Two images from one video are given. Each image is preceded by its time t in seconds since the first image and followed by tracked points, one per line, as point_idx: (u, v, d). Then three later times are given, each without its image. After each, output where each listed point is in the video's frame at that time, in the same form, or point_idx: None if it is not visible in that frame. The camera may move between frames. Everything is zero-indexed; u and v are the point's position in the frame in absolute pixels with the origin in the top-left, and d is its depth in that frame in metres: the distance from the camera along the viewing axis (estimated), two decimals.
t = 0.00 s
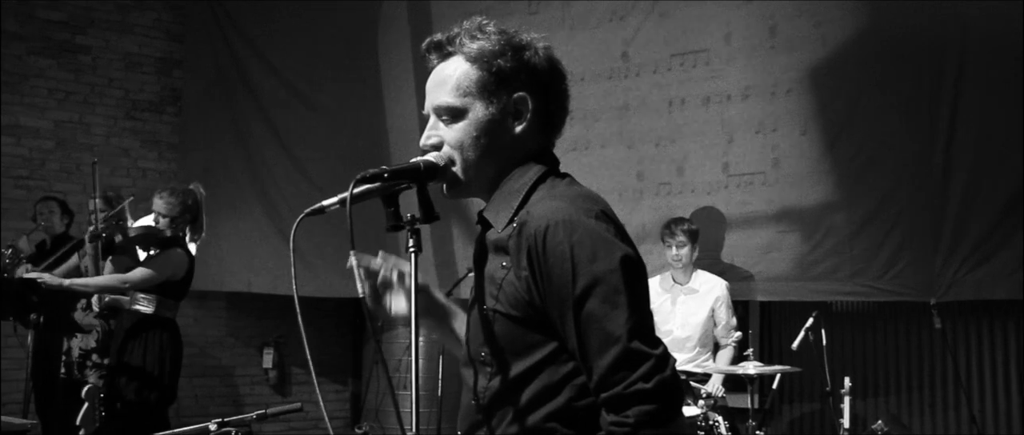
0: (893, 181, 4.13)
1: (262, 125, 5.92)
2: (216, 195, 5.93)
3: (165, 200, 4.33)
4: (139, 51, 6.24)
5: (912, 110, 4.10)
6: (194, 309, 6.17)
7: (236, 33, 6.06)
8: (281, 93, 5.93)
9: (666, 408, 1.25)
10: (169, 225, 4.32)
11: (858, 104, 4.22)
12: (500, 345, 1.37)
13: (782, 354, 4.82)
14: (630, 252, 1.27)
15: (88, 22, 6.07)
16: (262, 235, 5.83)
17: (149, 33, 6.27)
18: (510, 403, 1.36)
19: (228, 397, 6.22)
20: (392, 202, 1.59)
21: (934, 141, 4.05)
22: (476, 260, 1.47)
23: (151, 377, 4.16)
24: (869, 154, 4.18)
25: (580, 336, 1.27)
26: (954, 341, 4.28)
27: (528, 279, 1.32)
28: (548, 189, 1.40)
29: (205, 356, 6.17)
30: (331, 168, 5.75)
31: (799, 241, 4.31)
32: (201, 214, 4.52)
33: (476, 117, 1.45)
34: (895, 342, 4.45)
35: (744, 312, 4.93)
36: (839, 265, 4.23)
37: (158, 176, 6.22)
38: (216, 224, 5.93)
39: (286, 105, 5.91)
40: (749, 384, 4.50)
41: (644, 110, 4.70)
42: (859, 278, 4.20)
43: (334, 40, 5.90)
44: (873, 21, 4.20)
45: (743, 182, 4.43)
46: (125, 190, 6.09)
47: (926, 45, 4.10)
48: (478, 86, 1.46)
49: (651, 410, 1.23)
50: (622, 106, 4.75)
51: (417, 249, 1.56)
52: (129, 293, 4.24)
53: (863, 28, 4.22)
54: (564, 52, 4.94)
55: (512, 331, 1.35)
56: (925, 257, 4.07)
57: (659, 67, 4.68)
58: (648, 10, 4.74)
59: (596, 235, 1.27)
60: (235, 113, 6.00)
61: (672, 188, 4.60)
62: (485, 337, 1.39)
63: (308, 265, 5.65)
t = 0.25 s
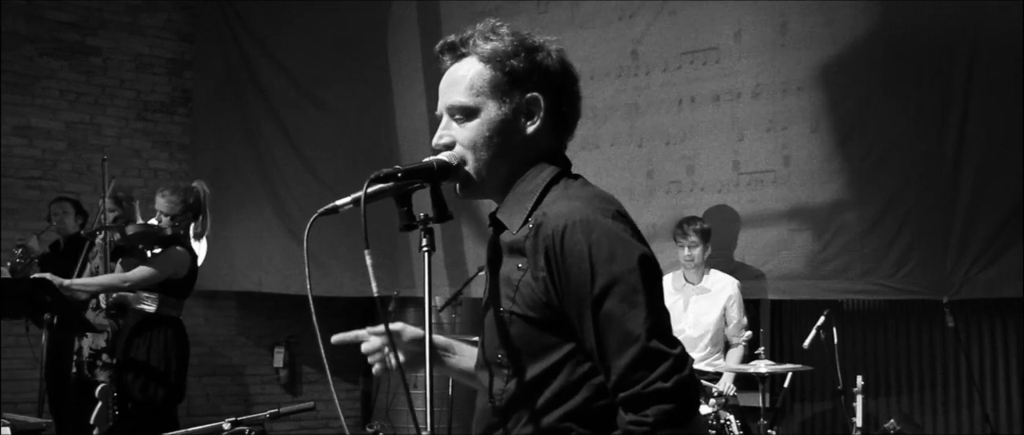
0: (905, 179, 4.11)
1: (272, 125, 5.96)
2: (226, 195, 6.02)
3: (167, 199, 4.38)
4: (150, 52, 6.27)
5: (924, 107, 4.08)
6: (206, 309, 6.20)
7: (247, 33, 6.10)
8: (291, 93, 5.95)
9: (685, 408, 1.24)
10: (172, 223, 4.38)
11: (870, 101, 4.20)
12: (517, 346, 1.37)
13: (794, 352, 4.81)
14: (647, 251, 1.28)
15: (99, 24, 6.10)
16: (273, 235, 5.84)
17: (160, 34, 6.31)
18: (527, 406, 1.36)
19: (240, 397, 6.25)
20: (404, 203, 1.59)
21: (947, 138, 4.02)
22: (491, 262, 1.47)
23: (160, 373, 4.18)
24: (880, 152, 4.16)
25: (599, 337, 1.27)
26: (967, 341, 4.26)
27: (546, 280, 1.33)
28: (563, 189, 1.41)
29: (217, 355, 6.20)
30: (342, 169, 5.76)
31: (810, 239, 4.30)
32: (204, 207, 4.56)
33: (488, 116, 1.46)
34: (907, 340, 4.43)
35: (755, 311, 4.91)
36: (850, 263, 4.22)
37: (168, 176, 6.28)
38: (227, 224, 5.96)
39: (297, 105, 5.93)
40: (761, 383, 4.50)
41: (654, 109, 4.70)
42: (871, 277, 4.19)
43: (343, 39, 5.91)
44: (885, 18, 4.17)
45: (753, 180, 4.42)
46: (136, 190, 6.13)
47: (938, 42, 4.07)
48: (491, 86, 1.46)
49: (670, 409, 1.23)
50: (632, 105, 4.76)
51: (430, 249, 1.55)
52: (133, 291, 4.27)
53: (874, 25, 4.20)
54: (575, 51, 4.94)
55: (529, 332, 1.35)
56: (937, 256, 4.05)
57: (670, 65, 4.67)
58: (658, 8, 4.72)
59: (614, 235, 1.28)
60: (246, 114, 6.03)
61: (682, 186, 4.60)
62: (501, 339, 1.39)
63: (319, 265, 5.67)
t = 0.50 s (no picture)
0: (918, 176, 4.09)
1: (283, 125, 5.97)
2: (236, 195, 6.01)
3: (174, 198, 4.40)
4: (162, 52, 6.30)
5: (936, 104, 4.06)
6: (218, 309, 6.23)
7: (258, 33, 6.13)
8: (302, 93, 5.98)
9: (697, 403, 1.24)
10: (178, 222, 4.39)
11: (882, 98, 4.18)
12: (529, 342, 1.37)
13: (806, 350, 4.78)
14: (658, 245, 1.27)
15: (111, 24, 6.14)
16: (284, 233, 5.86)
17: (171, 35, 6.33)
18: (540, 401, 1.36)
19: (252, 396, 6.28)
20: (420, 200, 1.60)
21: (960, 134, 4.00)
22: (503, 257, 1.47)
23: (169, 369, 4.21)
24: (892, 148, 4.14)
25: (610, 331, 1.28)
26: (982, 339, 4.23)
27: (557, 275, 1.33)
28: (575, 185, 1.41)
29: (229, 354, 6.23)
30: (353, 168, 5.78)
31: (822, 238, 4.28)
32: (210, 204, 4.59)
33: (506, 105, 1.46)
34: (920, 338, 4.41)
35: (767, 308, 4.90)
36: (863, 261, 4.19)
37: (180, 176, 6.30)
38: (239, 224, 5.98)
39: (308, 104, 5.96)
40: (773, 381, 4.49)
41: (665, 107, 4.69)
42: (884, 275, 4.16)
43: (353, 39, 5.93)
44: (896, 14, 4.15)
45: (765, 178, 4.41)
46: (149, 190, 6.16)
47: (951, 38, 4.05)
48: (511, 76, 1.46)
49: (682, 404, 1.23)
50: (643, 102, 4.75)
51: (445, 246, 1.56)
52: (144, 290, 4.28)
53: (886, 21, 4.18)
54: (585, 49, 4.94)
55: (541, 328, 1.35)
56: (950, 253, 4.03)
57: (681, 63, 4.66)
58: (668, 6, 4.71)
59: (624, 229, 1.27)
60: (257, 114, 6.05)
61: (693, 184, 4.59)
62: (513, 335, 1.39)
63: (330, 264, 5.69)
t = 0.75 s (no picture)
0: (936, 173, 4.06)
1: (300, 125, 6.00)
2: (251, 194, 5.91)
3: (190, 197, 4.44)
4: (180, 53, 6.35)
5: (955, 100, 4.03)
6: (235, 307, 6.27)
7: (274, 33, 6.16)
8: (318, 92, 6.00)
9: (719, 404, 1.24)
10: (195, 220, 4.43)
11: (899, 95, 4.15)
12: (550, 343, 1.37)
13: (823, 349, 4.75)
14: (680, 247, 1.27)
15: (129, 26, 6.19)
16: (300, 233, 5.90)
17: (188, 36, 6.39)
18: (561, 402, 1.36)
19: (269, 394, 6.32)
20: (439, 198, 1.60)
21: (979, 131, 3.97)
22: (523, 257, 1.47)
23: (186, 366, 4.23)
24: (910, 146, 4.11)
25: (631, 331, 1.28)
26: (1001, 340, 4.21)
27: (578, 276, 1.33)
28: (596, 185, 1.41)
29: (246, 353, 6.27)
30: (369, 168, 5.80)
31: (839, 236, 4.25)
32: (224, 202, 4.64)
33: (522, 110, 1.46)
34: (939, 337, 4.38)
35: (783, 307, 4.87)
36: (880, 260, 4.17)
37: (198, 175, 6.36)
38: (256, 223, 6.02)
39: (323, 104, 5.98)
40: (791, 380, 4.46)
41: (681, 105, 4.68)
42: (902, 273, 4.13)
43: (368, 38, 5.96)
44: (913, 11, 4.12)
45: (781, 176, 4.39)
46: (166, 189, 6.21)
47: (968, 34, 4.01)
48: (526, 80, 1.47)
49: (703, 405, 1.23)
50: (658, 100, 4.74)
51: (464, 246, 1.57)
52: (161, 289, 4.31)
53: (903, 17, 4.15)
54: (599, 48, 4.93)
55: (563, 329, 1.35)
56: (968, 251, 4.00)
57: (696, 61, 4.65)
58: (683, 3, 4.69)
59: (645, 231, 1.27)
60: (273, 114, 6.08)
61: (709, 182, 4.58)
62: (535, 335, 1.39)
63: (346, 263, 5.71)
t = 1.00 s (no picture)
0: (954, 170, 4.02)
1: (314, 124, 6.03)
2: (267, 194, 5.94)
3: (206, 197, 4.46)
4: (195, 53, 6.40)
5: (973, 97, 4.00)
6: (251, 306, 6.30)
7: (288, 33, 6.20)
8: (332, 92, 6.03)
9: (749, 400, 1.25)
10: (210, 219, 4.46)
11: (916, 92, 4.12)
12: (573, 346, 1.36)
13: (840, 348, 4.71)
14: (705, 245, 1.28)
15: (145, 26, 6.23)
16: (316, 232, 5.92)
17: (204, 36, 6.44)
18: (585, 405, 1.36)
19: (285, 392, 6.36)
20: (455, 199, 1.60)
21: (998, 127, 3.94)
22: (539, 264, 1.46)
23: (204, 364, 4.26)
24: (928, 143, 4.08)
25: (659, 330, 1.28)
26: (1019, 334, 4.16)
27: (604, 276, 1.33)
28: (618, 186, 1.41)
29: (263, 351, 6.30)
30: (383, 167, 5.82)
31: (857, 234, 4.22)
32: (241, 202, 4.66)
33: (543, 111, 1.46)
34: (957, 335, 4.35)
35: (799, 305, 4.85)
36: (898, 258, 4.14)
37: (214, 174, 6.42)
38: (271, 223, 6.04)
39: (338, 103, 6.01)
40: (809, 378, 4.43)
41: (696, 103, 4.66)
42: (920, 271, 4.10)
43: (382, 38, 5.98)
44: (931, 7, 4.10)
45: (798, 174, 4.37)
46: (182, 189, 6.25)
47: (987, 30, 3.98)
48: (546, 82, 1.47)
49: (733, 402, 1.23)
50: (673, 98, 4.72)
51: (482, 244, 1.57)
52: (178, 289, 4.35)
53: (920, 14, 4.12)
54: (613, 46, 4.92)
55: (587, 331, 1.35)
56: (987, 248, 3.96)
57: (711, 59, 4.63)
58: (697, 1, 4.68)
59: (671, 229, 1.28)
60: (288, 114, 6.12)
61: (724, 180, 4.56)
62: (556, 339, 1.38)
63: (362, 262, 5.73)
